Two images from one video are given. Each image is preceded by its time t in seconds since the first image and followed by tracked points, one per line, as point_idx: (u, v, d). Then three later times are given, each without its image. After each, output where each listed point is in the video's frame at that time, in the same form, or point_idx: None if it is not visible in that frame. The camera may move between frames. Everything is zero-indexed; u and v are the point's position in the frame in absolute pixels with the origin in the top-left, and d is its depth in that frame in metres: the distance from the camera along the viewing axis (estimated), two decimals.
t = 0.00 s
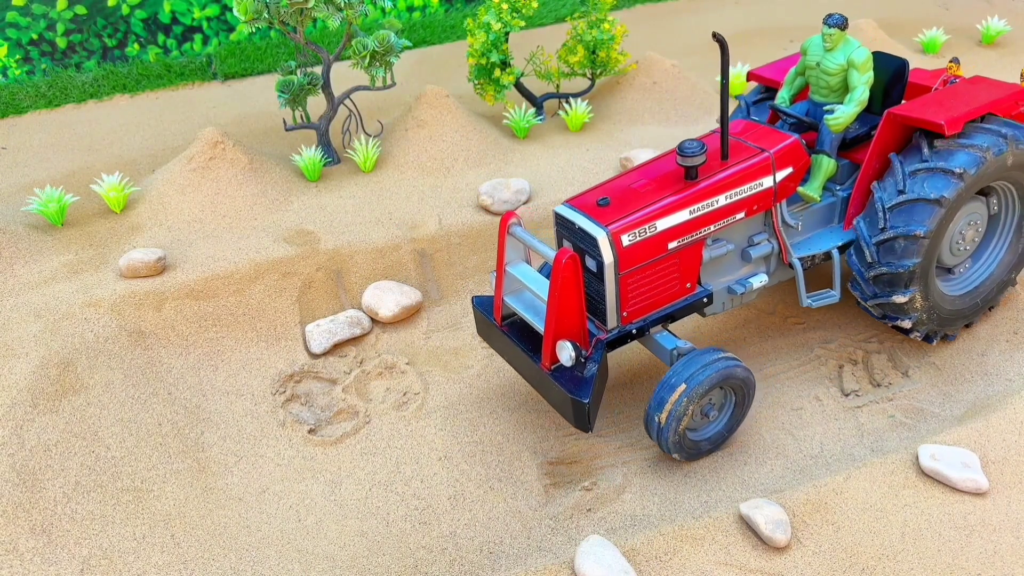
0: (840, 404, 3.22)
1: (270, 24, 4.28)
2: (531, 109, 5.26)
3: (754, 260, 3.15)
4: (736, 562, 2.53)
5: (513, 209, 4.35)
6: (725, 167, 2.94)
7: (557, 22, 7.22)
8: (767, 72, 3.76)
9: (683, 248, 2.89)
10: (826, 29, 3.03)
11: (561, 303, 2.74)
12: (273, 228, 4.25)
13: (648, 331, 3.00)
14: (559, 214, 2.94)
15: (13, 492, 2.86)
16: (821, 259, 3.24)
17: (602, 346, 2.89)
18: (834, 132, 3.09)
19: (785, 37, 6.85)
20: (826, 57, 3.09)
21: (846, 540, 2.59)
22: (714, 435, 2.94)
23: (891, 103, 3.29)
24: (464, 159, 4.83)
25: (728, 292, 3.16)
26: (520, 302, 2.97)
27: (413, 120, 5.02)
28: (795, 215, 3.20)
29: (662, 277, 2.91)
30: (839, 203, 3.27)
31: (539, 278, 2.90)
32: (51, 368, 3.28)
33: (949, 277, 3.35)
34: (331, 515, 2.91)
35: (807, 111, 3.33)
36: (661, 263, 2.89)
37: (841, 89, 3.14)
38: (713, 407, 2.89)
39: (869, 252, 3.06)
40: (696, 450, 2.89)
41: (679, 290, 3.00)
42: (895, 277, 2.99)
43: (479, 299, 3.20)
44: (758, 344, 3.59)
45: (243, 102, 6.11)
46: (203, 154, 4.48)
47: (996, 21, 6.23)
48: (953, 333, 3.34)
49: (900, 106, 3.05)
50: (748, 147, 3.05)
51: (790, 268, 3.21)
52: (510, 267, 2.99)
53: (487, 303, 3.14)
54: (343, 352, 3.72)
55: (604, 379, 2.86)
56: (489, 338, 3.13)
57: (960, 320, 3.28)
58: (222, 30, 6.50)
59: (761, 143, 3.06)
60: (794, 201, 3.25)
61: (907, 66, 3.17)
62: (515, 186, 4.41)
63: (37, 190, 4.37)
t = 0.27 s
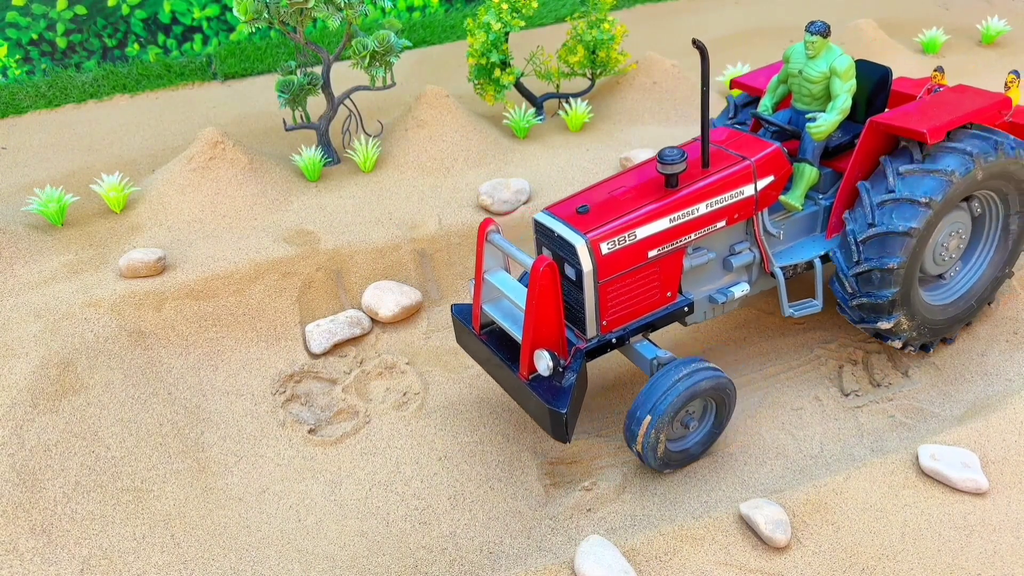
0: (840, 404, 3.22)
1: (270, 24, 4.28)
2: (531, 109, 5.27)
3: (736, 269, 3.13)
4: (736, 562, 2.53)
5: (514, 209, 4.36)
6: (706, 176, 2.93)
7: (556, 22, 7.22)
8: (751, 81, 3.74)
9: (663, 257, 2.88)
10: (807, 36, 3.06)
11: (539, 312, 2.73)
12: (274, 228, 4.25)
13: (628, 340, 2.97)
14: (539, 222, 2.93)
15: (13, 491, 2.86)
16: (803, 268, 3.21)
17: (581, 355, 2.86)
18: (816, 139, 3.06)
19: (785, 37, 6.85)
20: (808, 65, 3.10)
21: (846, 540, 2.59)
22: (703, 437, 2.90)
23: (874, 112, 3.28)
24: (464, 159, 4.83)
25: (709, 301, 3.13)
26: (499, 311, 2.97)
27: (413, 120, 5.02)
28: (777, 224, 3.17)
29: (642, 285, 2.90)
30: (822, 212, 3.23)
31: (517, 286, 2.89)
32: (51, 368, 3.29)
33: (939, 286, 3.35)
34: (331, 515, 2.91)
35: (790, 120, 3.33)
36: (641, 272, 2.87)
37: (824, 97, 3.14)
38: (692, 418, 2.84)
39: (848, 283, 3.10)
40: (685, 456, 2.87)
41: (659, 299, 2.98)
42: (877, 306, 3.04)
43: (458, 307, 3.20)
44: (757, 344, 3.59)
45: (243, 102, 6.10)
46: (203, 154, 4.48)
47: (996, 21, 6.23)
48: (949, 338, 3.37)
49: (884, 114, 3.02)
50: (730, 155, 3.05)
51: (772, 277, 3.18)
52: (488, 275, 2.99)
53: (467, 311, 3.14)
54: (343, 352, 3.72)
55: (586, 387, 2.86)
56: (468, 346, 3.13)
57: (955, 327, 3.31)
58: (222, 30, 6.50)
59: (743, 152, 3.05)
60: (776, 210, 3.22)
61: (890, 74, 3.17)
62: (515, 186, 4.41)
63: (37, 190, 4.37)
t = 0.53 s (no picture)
0: (840, 403, 3.22)
1: (270, 24, 4.28)
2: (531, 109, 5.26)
3: (714, 281, 3.09)
4: (736, 562, 2.53)
5: (514, 209, 4.35)
6: (684, 187, 2.89)
7: (556, 22, 7.22)
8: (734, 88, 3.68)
9: (640, 269, 2.84)
10: (789, 48, 2.99)
11: (512, 324, 2.67)
12: (274, 228, 4.25)
13: (604, 352, 2.94)
14: (514, 230, 2.89)
15: (13, 491, 2.86)
16: (783, 281, 3.19)
17: (555, 367, 2.82)
18: (797, 152, 3.05)
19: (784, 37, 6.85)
20: (790, 76, 3.05)
21: (846, 540, 2.59)
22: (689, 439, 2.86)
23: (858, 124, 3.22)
24: (464, 159, 4.83)
25: (687, 313, 3.11)
26: (472, 321, 2.91)
27: (413, 120, 5.02)
28: (756, 237, 3.14)
29: (619, 297, 2.86)
30: (802, 224, 3.20)
31: (492, 297, 2.83)
32: (51, 368, 3.29)
33: (927, 293, 3.33)
34: (331, 515, 2.91)
35: (771, 130, 3.29)
36: (617, 284, 2.83)
37: (806, 108, 3.10)
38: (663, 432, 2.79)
39: (828, 321, 3.11)
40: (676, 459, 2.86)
41: (636, 311, 2.94)
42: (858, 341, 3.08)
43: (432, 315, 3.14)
44: (758, 344, 3.59)
45: (243, 103, 6.10)
46: (203, 153, 4.47)
47: (996, 21, 6.23)
48: (949, 338, 3.37)
49: (865, 127, 2.99)
50: (709, 166, 3.00)
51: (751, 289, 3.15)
52: (462, 285, 2.93)
53: (441, 319, 3.09)
54: (343, 352, 3.72)
55: (559, 399, 2.82)
56: (442, 355, 3.08)
57: (951, 330, 3.31)
58: (222, 30, 6.50)
59: (722, 163, 3.01)
60: (756, 221, 3.19)
61: (873, 85, 3.11)
62: (515, 186, 4.41)
63: (37, 190, 4.37)
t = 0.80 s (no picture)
0: (840, 404, 3.22)
1: (270, 24, 4.28)
2: (531, 109, 5.26)
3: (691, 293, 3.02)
4: (736, 562, 2.53)
5: (513, 209, 4.36)
6: (661, 198, 2.82)
7: (556, 22, 7.22)
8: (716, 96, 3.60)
9: (615, 281, 2.77)
10: (772, 58, 2.93)
11: (482, 337, 2.60)
12: (274, 228, 4.25)
13: (578, 363, 2.88)
14: (488, 239, 2.82)
15: (13, 491, 2.86)
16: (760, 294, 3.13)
17: (527, 379, 2.76)
18: (778, 164, 2.95)
19: (784, 37, 6.85)
20: (773, 87, 2.97)
21: (846, 540, 2.59)
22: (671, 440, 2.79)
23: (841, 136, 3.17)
24: (464, 159, 4.83)
25: (663, 325, 3.05)
26: (444, 330, 2.85)
27: (413, 120, 5.03)
28: (734, 249, 3.08)
29: (593, 310, 2.80)
30: (781, 237, 3.13)
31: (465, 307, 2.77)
32: (51, 368, 3.29)
33: (915, 301, 3.27)
34: (331, 515, 2.90)
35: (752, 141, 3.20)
36: (592, 296, 2.77)
37: (788, 119, 3.02)
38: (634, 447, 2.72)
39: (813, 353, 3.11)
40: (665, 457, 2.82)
41: (611, 323, 2.88)
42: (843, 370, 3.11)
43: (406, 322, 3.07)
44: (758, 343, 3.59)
45: (242, 103, 6.10)
46: (203, 153, 4.47)
47: (996, 21, 6.23)
48: (947, 335, 3.33)
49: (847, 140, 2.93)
50: (688, 176, 2.93)
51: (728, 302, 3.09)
52: (435, 293, 2.87)
53: (414, 326, 3.02)
54: (343, 352, 3.71)
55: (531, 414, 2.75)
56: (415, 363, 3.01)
57: (946, 329, 3.27)
58: (222, 30, 6.50)
59: (701, 174, 2.94)
60: (734, 233, 3.12)
61: (858, 96, 3.05)
62: (515, 186, 4.41)
63: (37, 190, 4.37)
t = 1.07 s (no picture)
0: (840, 404, 3.22)
1: (270, 24, 4.28)
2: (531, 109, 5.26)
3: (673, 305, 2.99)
4: (736, 562, 2.53)
5: (514, 209, 4.35)
6: (643, 209, 2.78)
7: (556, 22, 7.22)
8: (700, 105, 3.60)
9: (595, 293, 2.73)
10: (759, 67, 2.90)
11: (458, 350, 2.53)
12: (274, 228, 4.25)
13: (556, 376, 2.83)
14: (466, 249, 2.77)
15: (13, 491, 2.86)
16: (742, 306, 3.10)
17: (505, 392, 2.70)
18: (761, 176, 2.95)
19: (784, 37, 6.85)
20: (758, 97, 2.96)
21: (846, 540, 2.59)
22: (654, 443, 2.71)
23: (825, 148, 3.12)
24: (464, 159, 4.83)
25: (644, 337, 3.01)
26: (420, 340, 2.78)
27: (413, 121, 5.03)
28: (716, 261, 3.05)
29: (573, 322, 2.76)
30: (765, 249, 3.11)
31: (442, 318, 2.71)
32: (51, 368, 3.29)
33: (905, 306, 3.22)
34: (331, 515, 2.90)
35: (736, 151, 3.19)
36: (571, 308, 2.73)
37: (773, 130, 3.01)
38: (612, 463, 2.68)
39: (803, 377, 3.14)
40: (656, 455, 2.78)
41: (590, 334, 2.84)
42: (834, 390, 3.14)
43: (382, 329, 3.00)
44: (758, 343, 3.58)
45: (242, 103, 6.10)
46: (203, 153, 4.47)
47: (996, 21, 6.23)
48: (946, 330, 3.29)
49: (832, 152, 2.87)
50: (670, 187, 2.89)
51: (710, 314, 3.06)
52: (411, 303, 2.80)
53: (390, 334, 2.94)
54: (344, 352, 3.71)
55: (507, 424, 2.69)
56: (390, 373, 2.94)
57: (941, 329, 3.23)
58: (222, 30, 6.49)
59: (683, 185, 2.89)
60: (717, 245, 3.09)
61: (843, 107, 3.00)
62: (515, 186, 4.41)
63: (37, 190, 4.37)
